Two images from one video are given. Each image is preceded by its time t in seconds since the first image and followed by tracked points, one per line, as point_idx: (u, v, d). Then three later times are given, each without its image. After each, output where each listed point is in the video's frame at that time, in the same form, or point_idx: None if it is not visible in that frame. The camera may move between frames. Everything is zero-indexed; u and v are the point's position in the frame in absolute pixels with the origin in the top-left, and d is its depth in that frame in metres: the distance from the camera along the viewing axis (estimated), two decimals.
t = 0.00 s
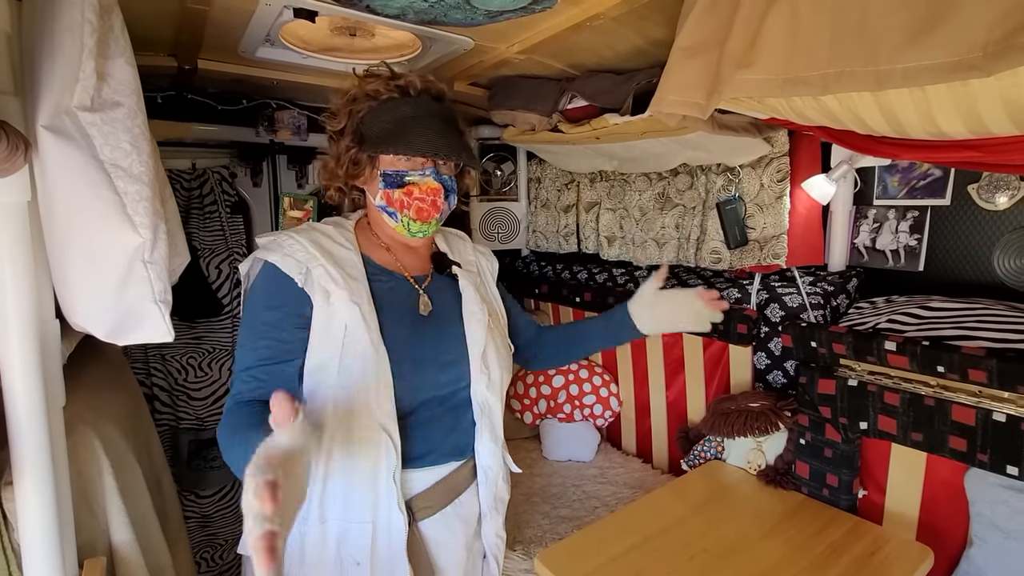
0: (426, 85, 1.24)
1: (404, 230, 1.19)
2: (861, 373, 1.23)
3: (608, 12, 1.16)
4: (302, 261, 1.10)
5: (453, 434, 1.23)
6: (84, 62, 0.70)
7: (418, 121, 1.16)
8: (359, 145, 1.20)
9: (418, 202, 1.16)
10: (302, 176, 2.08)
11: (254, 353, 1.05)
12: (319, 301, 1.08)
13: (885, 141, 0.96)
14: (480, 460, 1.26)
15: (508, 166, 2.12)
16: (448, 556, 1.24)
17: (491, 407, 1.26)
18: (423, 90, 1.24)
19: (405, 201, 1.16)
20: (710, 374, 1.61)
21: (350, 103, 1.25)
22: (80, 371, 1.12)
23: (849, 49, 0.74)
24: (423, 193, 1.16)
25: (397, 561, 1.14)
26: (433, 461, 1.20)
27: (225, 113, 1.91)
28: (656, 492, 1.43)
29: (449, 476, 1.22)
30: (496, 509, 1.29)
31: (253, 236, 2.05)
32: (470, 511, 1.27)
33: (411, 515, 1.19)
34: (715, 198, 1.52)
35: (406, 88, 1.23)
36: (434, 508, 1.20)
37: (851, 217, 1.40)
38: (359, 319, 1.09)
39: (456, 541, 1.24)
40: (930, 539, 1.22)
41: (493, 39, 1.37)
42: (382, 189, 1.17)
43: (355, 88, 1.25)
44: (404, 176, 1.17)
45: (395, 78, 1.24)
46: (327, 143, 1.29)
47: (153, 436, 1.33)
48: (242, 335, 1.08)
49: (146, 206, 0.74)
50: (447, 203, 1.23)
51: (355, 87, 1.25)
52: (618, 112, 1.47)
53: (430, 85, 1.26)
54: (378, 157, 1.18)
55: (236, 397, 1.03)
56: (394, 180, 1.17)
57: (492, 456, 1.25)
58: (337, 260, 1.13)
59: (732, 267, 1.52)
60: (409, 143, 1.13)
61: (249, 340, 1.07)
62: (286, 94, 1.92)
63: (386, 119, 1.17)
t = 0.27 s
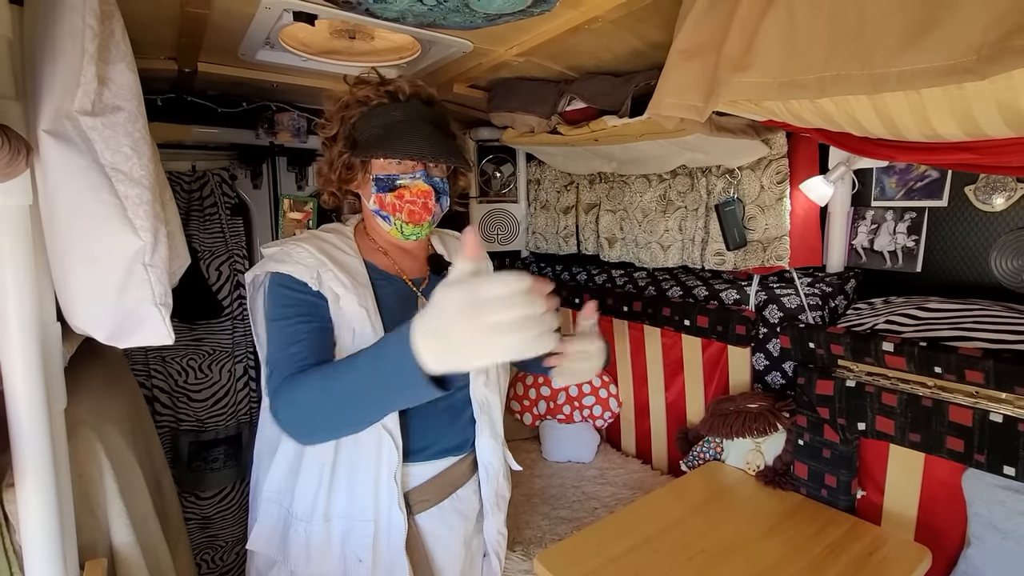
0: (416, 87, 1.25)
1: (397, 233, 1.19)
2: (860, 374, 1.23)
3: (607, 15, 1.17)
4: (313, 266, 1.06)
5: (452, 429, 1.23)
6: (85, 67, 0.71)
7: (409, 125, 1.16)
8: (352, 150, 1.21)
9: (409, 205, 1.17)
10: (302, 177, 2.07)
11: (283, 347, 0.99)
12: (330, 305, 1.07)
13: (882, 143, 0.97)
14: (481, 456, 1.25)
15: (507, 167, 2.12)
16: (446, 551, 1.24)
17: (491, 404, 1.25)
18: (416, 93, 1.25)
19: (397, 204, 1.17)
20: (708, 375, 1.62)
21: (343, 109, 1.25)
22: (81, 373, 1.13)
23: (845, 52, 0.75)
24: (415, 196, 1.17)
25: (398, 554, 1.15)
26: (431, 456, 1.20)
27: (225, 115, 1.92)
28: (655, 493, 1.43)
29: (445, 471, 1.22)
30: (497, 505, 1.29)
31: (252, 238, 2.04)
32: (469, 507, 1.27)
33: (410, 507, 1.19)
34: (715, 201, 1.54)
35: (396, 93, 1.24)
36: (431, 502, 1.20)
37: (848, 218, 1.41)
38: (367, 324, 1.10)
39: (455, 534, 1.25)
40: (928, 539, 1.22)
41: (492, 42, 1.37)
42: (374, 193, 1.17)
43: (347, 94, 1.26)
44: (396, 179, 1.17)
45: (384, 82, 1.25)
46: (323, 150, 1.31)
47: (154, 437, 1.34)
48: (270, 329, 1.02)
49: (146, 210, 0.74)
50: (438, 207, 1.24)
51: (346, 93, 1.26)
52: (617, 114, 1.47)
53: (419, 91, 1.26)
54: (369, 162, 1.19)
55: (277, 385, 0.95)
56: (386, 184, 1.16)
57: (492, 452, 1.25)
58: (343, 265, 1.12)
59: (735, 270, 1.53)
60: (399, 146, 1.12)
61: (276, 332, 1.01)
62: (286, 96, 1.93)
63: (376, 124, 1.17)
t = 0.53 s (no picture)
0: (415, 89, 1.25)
1: (399, 235, 1.21)
2: (859, 374, 1.23)
3: (607, 17, 1.17)
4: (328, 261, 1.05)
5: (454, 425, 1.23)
6: (90, 71, 0.71)
7: (408, 129, 1.16)
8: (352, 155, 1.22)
9: (410, 207, 1.18)
10: (303, 179, 2.08)
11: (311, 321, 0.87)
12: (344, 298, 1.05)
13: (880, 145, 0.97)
14: (482, 454, 1.27)
15: (507, 168, 2.13)
16: (445, 547, 1.24)
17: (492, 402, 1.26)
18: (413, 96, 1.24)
19: (398, 207, 1.18)
20: (708, 376, 1.63)
21: (343, 115, 1.26)
22: (83, 374, 1.13)
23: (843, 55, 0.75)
24: (416, 199, 1.18)
25: (400, 547, 1.15)
26: (432, 452, 1.21)
27: (226, 117, 1.91)
28: (655, 493, 1.44)
29: (443, 468, 1.22)
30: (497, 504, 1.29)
31: (254, 241, 2.06)
32: (467, 505, 1.27)
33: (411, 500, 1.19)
34: (714, 202, 1.55)
35: (394, 98, 1.24)
36: (429, 499, 1.21)
37: (847, 219, 1.41)
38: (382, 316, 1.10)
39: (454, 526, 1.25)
40: (927, 540, 1.22)
41: (492, 44, 1.38)
42: (376, 197, 1.18)
43: (346, 100, 1.27)
44: (396, 182, 1.18)
45: (383, 87, 1.25)
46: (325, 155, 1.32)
47: (156, 438, 1.34)
48: (288, 308, 0.93)
49: (150, 213, 0.75)
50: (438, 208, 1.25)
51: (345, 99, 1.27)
52: (617, 116, 1.48)
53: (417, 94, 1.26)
54: (370, 166, 1.19)
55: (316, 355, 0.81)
56: (387, 187, 1.18)
57: (493, 451, 1.26)
58: (352, 260, 1.12)
59: (733, 270, 1.54)
60: (397, 151, 1.13)
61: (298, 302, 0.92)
62: (287, 98, 1.93)
63: (375, 129, 1.18)
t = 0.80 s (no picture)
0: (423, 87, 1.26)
1: (408, 232, 1.20)
2: (861, 375, 1.23)
3: (608, 18, 1.17)
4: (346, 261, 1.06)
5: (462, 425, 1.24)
6: (94, 74, 0.71)
7: (420, 127, 1.17)
8: (361, 152, 1.22)
9: (421, 204, 1.18)
10: (304, 180, 2.09)
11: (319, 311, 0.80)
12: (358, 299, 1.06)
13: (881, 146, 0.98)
14: (487, 451, 1.28)
15: (509, 170, 2.14)
16: (450, 546, 1.25)
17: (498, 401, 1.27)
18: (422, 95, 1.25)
19: (409, 203, 1.18)
20: (710, 376, 1.63)
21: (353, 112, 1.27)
22: (87, 375, 1.13)
23: (844, 56, 0.76)
24: (427, 196, 1.18)
25: (412, 550, 1.16)
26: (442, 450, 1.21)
27: (228, 119, 1.90)
28: (657, 494, 1.44)
29: (450, 467, 1.23)
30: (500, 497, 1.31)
31: (255, 241, 2.07)
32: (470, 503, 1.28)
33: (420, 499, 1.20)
34: (715, 203, 1.55)
35: (406, 96, 1.25)
36: (437, 497, 1.21)
37: (848, 220, 1.42)
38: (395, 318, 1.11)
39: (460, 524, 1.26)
40: (929, 540, 1.23)
41: (493, 46, 1.38)
42: (386, 193, 1.19)
43: (356, 97, 1.27)
44: (408, 179, 1.19)
45: (394, 85, 1.26)
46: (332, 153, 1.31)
47: (159, 440, 1.34)
48: (296, 295, 0.87)
49: (154, 215, 0.75)
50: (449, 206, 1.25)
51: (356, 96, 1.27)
52: (618, 117, 1.48)
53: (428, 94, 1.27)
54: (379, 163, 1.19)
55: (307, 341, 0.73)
56: (398, 184, 1.18)
57: (499, 448, 1.27)
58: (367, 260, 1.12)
59: (734, 270, 1.54)
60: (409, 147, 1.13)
61: (309, 291, 0.86)
62: (289, 100, 1.94)
63: (386, 126, 1.18)
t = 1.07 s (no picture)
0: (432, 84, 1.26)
1: (409, 232, 1.21)
2: (862, 374, 1.23)
3: (609, 18, 1.17)
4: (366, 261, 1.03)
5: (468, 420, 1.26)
6: (96, 73, 0.72)
7: (433, 127, 1.17)
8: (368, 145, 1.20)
9: (428, 206, 1.19)
10: (304, 180, 2.09)
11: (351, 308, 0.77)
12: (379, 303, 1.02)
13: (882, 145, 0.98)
14: (493, 443, 1.29)
15: (509, 170, 2.14)
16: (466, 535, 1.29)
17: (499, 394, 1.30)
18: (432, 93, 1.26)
19: (416, 203, 1.19)
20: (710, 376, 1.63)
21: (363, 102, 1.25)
22: (87, 375, 1.13)
23: (845, 54, 0.76)
24: (434, 198, 1.19)
25: (445, 546, 1.18)
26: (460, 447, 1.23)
27: (229, 120, 1.90)
28: (658, 493, 1.44)
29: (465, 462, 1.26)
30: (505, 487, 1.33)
31: (256, 241, 2.07)
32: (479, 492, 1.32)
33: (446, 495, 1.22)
34: (716, 202, 1.55)
35: (421, 94, 1.25)
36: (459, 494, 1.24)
37: (849, 219, 1.42)
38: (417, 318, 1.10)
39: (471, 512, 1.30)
40: (932, 539, 1.22)
41: (494, 46, 1.38)
42: (392, 191, 1.18)
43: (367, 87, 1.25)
44: (415, 179, 1.18)
45: (408, 80, 1.26)
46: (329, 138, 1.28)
47: (159, 440, 1.34)
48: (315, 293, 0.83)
49: (156, 214, 0.75)
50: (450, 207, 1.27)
51: (367, 85, 1.26)
52: (618, 117, 1.48)
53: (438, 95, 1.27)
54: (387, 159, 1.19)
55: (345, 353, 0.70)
56: (405, 182, 1.18)
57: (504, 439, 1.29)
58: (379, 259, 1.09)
59: (735, 270, 1.54)
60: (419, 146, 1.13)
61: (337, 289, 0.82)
62: (289, 100, 1.94)
63: (399, 121, 1.18)
